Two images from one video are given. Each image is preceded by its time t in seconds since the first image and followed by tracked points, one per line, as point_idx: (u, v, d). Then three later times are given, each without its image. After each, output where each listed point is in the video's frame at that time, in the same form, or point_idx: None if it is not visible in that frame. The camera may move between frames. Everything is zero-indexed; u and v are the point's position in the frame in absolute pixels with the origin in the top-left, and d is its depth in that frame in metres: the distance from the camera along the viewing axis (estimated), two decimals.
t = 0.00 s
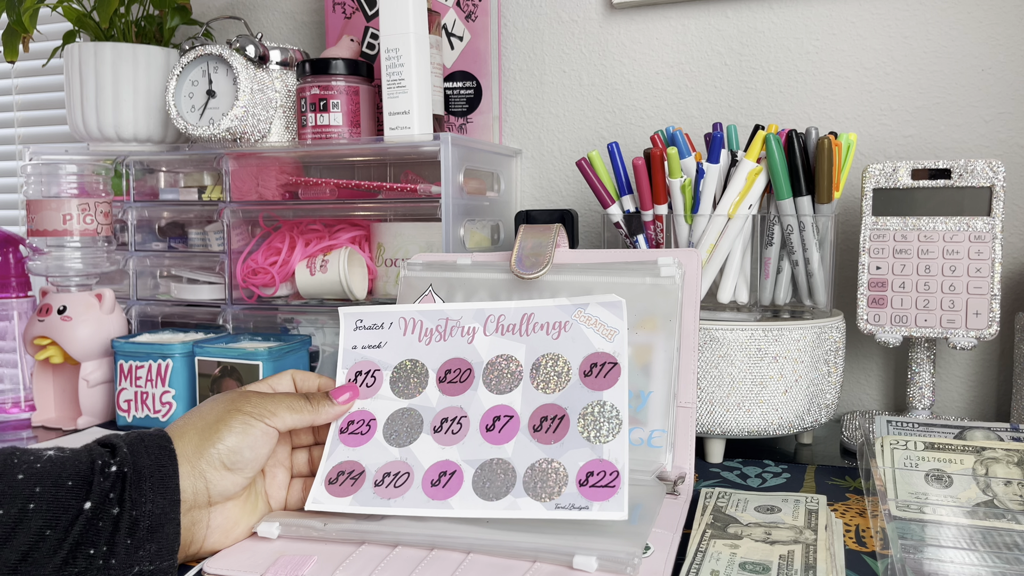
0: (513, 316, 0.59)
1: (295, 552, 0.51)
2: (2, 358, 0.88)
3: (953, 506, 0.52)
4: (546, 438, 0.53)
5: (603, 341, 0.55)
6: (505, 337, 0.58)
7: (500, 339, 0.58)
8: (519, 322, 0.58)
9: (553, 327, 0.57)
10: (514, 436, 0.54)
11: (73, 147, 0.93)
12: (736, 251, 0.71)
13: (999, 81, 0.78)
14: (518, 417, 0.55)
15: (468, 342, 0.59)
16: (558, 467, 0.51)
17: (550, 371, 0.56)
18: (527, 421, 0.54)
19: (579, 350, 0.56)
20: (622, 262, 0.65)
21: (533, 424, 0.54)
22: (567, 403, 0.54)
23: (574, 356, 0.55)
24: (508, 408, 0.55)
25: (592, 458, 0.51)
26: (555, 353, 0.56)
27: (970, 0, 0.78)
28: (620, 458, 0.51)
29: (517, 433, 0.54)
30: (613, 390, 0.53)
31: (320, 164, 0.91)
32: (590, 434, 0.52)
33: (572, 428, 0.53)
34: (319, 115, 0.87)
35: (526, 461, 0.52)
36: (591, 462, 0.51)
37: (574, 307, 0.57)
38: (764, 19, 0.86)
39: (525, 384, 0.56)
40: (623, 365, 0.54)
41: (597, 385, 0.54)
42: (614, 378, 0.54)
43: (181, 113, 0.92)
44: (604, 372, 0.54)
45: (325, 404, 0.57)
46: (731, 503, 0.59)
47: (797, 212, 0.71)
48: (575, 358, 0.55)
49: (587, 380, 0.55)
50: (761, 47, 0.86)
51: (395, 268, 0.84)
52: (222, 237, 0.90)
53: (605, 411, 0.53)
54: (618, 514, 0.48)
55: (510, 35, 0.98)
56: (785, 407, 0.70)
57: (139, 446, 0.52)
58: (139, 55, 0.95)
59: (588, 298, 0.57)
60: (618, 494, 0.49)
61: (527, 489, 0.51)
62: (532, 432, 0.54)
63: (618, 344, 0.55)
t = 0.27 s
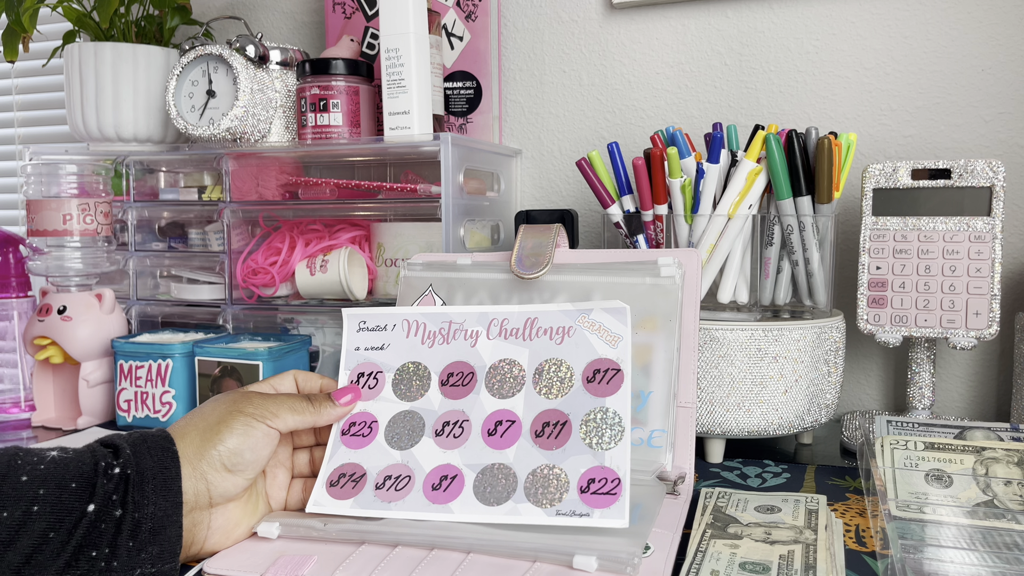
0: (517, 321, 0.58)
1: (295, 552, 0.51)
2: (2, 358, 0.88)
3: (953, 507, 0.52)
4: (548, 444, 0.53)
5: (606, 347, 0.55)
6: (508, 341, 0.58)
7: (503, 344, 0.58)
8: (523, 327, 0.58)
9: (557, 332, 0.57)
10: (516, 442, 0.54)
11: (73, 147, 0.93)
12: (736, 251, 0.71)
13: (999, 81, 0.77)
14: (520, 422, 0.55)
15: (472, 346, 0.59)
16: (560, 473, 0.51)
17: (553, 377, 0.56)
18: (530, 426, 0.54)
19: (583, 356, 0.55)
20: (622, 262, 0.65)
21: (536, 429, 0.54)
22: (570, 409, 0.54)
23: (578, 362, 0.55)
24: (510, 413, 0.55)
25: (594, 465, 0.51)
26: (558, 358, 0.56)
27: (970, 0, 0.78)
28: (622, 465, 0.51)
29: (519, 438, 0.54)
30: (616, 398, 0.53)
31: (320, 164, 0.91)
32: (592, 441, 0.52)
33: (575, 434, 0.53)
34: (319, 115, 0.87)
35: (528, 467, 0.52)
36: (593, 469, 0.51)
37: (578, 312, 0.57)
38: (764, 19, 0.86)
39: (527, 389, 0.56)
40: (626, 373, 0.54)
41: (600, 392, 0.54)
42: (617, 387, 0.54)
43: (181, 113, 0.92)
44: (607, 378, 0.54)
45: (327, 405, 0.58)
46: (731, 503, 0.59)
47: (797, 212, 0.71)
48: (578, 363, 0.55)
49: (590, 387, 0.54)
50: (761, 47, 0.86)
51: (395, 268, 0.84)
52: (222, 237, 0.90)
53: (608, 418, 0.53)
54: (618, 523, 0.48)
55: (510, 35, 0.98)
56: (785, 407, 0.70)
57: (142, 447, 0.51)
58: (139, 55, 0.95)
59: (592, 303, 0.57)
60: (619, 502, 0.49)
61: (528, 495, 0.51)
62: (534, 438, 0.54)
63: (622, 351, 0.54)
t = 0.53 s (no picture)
0: (519, 325, 0.59)
1: (295, 552, 0.51)
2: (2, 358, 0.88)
3: (953, 506, 0.52)
4: (549, 448, 0.53)
5: (608, 352, 0.56)
6: (509, 345, 0.58)
7: (505, 347, 0.58)
8: (525, 331, 0.58)
9: (559, 336, 0.57)
10: (517, 444, 0.54)
11: (73, 147, 0.93)
12: (736, 251, 0.71)
13: (999, 81, 0.78)
14: (521, 425, 0.54)
15: (473, 349, 0.59)
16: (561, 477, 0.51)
17: (555, 381, 0.56)
18: (531, 429, 0.54)
19: (584, 359, 0.56)
20: (621, 261, 0.66)
21: (537, 433, 0.54)
22: (572, 413, 0.54)
23: (580, 366, 0.55)
24: (512, 416, 0.55)
25: (594, 469, 0.51)
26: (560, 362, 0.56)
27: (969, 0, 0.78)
28: (623, 469, 0.51)
29: (520, 442, 0.54)
30: (617, 401, 0.53)
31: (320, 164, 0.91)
32: (593, 445, 0.52)
33: (576, 438, 0.53)
34: (319, 115, 0.87)
35: (529, 470, 0.52)
36: (594, 473, 0.51)
37: (580, 317, 0.57)
38: (764, 19, 0.86)
39: (529, 391, 0.56)
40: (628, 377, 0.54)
41: (601, 396, 0.54)
42: (618, 392, 0.54)
43: (181, 113, 0.93)
44: (609, 383, 0.54)
45: (327, 407, 0.58)
46: (731, 503, 0.59)
47: (797, 212, 0.71)
48: (580, 368, 0.55)
49: (591, 391, 0.54)
50: (761, 47, 0.86)
51: (395, 268, 0.84)
52: (222, 237, 0.90)
53: (610, 422, 0.53)
54: (619, 527, 0.48)
55: (511, 35, 0.98)
56: (785, 406, 0.70)
57: (143, 447, 0.51)
58: (139, 55, 0.95)
59: (594, 307, 0.57)
60: (619, 506, 0.49)
61: (529, 498, 0.51)
62: (535, 441, 0.53)
63: (622, 355, 0.55)
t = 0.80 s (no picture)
0: (527, 340, 0.59)
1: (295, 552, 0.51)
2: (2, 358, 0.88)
3: (953, 507, 0.52)
4: (552, 457, 0.53)
5: (615, 370, 0.56)
6: (517, 360, 0.58)
7: (512, 362, 0.58)
8: (533, 347, 0.58)
9: (566, 354, 0.57)
10: (521, 454, 0.53)
11: (73, 147, 0.93)
12: (736, 251, 0.71)
13: (999, 81, 0.77)
14: (524, 435, 0.54)
15: (481, 363, 0.59)
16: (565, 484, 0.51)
17: (560, 395, 0.55)
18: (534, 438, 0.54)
19: (590, 376, 0.56)
20: (621, 262, 0.66)
21: (541, 443, 0.54)
22: (576, 425, 0.54)
23: (586, 382, 0.55)
24: (516, 427, 0.55)
25: (597, 479, 0.51)
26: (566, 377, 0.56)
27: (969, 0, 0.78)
28: (626, 480, 0.51)
29: (524, 450, 0.53)
30: (622, 416, 0.53)
31: (320, 164, 0.91)
32: (597, 454, 0.52)
33: (580, 449, 0.53)
34: (319, 115, 0.87)
35: (531, 479, 0.52)
36: (596, 483, 0.51)
37: (589, 335, 0.58)
38: (764, 19, 0.86)
39: (534, 404, 0.56)
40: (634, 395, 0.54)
41: (605, 410, 0.54)
42: (624, 407, 0.54)
43: (181, 113, 0.93)
44: (614, 399, 0.54)
45: (333, 410, 0.58)
46: (731, 503, 0.59)
47: (797, 212, 0.71)
48: (586, 383, 0.55)
49: (597, 406, 0.54)
50: (761, 47, 0.86)
51: (395, 268, 0.84)
52: (222, 237, 0.90)
53: (614, 434, 0.53)
54: (619, 533, 0.48)
55: (511, 35, 0.98)
56: (785, 407, 0.70)
57: (145, 446, 0.51)
58: (139, 55, 0.95)
59: (602, 327, 0.57)
60: (621, 513, 0.49)
61: (530, 504, 0.51)
62: (538, 451, 0.53)
63: (628, 374, 0.55)
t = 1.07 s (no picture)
0: (536, 361, 0.60)
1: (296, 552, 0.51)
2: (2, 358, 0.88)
3: (952, 506, 0.52)
4: (554, 470, 0.53)
5: (621, 392, 0.56)
6: (525, 379, 0.59)
7: (520, 380, 0.59)
8: (541, 367, 0.59)
9: (574, 373, 0.58)
10: (523, 465, 0.54)
11: (73, 147, 0.94)
12: (736, 251, 0.71)
13: (999, 81, 0.78)
14: (527, 448, 0.54)
15: (489, 380, 0.60)
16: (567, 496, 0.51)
17: (566, 412, 0.56)
18: (537, 451, 0.54)
19: (597, 396, 0.56)
20: (620, 262, 0.66)
21: (544, 456, 0.54)
22: (580, 440, 0.54)
23: (592, 401, 0.56)
24: (520, 440, 0.55)
25: (599, 490, 0.51)
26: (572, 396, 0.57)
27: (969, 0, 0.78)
28: (628, 492, 0.50)
29: (526, 462, 0.54)
30: (627, 433, 0.53)
31: (320, 164, 0.91)
32: (599, 469, 0.52)
33: (583, 463, 0.53)
34: (320, 115, 0.87)
35: (532, 488, 0.52)
36: (596, 493, 0.51)
37: (597, 358, 0.59)
38: (764, 19, 0.86)
39: (539, 420, 0.56)
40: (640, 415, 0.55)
41: (611, 428, 0.54)
42: (629, 425, 0.54)
43: (181, 113, 0.93)
44: (619, 418, 0.55)
45: (342, 419, 0.58)
46: (731, 503, 0.59)
47: (797, 212, 0.72)
48: (592, 403, 0.56)
49: (602, 423, 0.55)
50: (761, 47, 0.86)
51: (395, 268, 0.84)
52: (222, 237, 0.90)
53: (618, 450, 0.53)
54: (618, 539, 0.47)
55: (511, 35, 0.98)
56: (785, 407, 0.70)
57: (150, 444, 0.51)
58: (139, 55, 0.95)
59: (611, 351, 0.59)
60: (621, 521, 0.48)
61: (529, 510, 0.50)
62: (541, 463, 0.53)
63: (634, 396, 0.56)
